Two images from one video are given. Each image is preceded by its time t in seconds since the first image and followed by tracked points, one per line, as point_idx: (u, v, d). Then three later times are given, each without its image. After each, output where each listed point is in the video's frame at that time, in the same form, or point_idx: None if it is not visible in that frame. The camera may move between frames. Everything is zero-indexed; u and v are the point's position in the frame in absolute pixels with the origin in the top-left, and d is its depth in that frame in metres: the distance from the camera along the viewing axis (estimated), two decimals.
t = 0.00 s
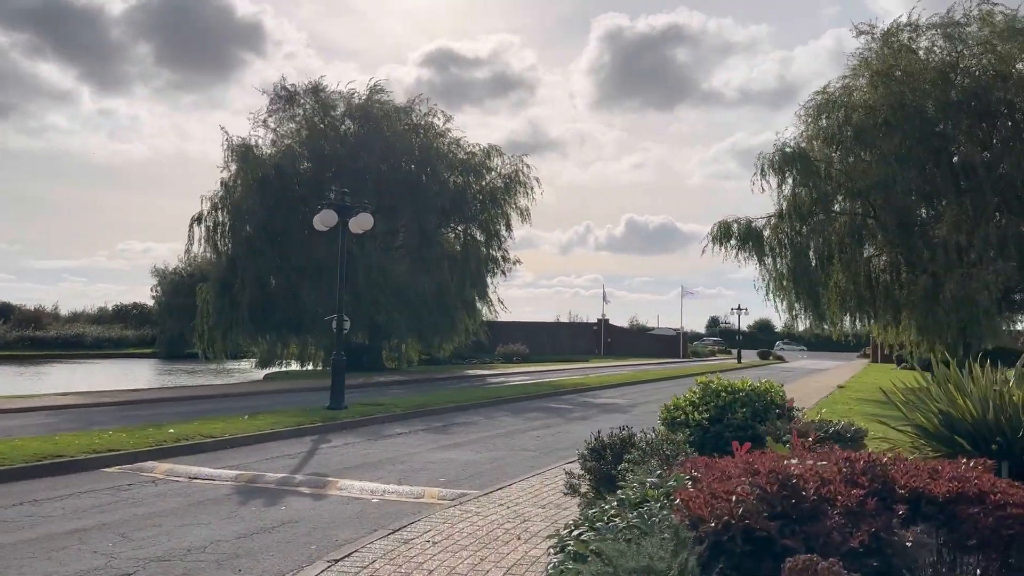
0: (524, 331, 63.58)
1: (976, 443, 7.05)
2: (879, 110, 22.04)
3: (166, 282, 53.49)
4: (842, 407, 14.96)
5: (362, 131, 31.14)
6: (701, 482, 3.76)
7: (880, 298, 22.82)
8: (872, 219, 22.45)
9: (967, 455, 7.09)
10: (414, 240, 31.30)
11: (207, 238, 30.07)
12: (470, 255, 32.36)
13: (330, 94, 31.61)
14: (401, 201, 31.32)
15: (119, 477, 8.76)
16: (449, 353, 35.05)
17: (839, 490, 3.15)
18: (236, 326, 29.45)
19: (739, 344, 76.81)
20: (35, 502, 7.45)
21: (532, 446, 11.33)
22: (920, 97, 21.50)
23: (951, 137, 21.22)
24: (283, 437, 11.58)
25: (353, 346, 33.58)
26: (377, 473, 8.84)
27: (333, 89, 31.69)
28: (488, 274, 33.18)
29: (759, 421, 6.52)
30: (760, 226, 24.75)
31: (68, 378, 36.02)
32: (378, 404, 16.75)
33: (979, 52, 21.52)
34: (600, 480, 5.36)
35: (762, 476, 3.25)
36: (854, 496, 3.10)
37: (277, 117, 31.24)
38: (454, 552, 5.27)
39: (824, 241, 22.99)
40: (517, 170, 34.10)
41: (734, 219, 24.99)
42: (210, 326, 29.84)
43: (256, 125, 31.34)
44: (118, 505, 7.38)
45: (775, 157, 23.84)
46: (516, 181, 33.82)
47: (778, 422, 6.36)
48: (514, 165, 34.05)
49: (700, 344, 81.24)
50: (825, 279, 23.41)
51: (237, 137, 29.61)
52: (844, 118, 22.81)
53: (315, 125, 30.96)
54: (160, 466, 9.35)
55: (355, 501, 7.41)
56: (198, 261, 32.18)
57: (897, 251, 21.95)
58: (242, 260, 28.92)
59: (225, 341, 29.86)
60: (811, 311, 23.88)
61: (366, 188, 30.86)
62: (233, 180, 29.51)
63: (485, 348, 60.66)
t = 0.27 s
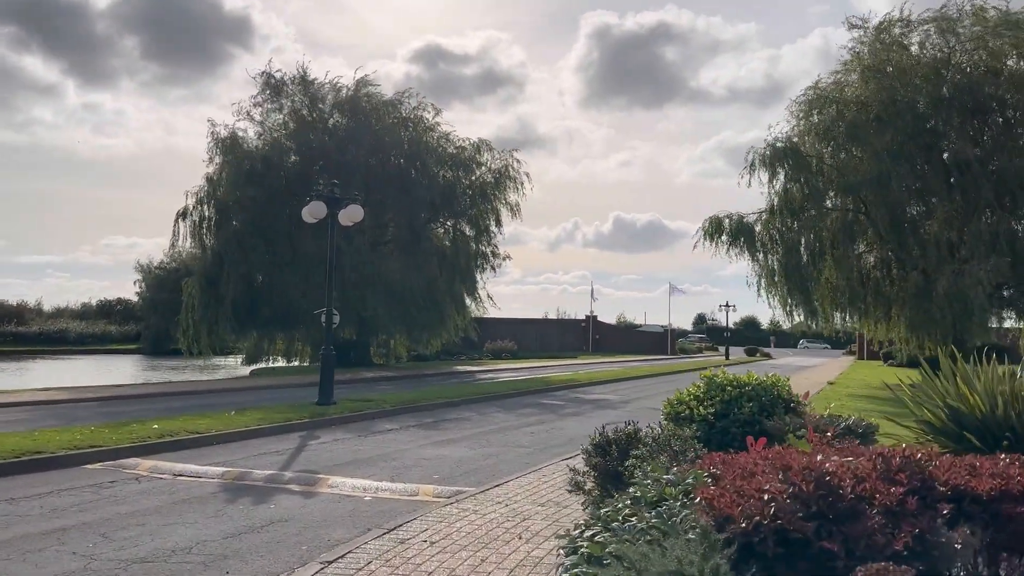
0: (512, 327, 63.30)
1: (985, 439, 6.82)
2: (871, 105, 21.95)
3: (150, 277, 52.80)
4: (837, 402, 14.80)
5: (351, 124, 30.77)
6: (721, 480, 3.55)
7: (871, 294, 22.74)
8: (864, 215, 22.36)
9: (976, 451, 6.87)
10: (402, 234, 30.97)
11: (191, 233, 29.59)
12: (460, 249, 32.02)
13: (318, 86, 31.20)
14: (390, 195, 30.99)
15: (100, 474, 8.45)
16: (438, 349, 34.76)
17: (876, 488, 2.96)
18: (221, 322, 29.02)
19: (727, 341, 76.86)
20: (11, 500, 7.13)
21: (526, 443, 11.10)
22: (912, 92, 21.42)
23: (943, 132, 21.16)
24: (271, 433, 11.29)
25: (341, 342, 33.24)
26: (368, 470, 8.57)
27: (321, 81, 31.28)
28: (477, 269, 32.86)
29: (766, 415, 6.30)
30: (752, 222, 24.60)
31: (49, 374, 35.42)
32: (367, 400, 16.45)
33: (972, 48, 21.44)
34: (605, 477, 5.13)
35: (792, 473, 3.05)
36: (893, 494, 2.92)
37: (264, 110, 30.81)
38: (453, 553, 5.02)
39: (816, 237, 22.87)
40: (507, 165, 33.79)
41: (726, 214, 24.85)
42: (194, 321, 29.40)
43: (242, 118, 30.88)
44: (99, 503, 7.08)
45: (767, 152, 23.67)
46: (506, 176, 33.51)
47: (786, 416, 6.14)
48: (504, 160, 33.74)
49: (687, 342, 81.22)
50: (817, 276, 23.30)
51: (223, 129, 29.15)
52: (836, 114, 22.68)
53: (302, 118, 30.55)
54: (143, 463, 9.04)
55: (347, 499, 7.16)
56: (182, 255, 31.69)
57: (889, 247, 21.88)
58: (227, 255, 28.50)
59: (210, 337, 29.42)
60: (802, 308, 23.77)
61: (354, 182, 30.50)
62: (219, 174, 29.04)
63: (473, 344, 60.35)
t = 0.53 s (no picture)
0: (496, 326, 63.08)
1: (984, 443, 6.57)
2: (858, 106, 21.88)
3: (130, 274, 52.10)
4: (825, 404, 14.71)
5: (335, 120, 30.40)
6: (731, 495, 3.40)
7: (857, 295, 22.70)
8: (850, 216, 22.30)
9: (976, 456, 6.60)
10: (386, 232, 30.65)
11: (171, 230, 29.12)
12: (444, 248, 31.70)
13: (302, 81, 30.80)
14: (375, 193, 30.65)
15: (74, 480, 8.15)
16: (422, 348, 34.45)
17: (902, 508, 2.80)
18: (202, 321, 28.58)
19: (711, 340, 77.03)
20: None
21: (514, 446, 10.89)
22: (899, 93, 21.38)
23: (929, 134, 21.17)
24: (252, 436, 11.01)
25: (324, 340, 32.88)
26: (352, 475, 8.32)
27: (306, 76, 30.88)
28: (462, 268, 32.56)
29: (765, 421, 6.11)
30: (738, 221, 24.52)
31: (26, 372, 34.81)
32: (351, 400, 16.17)
33: (958, 49, 21.42)
34: (601, 488, 4.93)
35: (813, 491, 2.90)
36: (921, 514, 2.78)
37: (247, 105, 30.39)
38: (443, 567, 4.81)
39: (802, 238, 22.81)
40: (493, 163, 33.54)
41: (713, 214, 24.76)
42: (174, 319, 28.94)
43: (224, 113, 30.43)
44: (72, 511, 6.80)
45: (754, 151, 23.57)
46: (491, 174, 33.27)
47: (785, 423, 5.95)
48: (490, 158, 33.49)
49: (671, 341, 81.36)
50: (803, 276, 23.24)
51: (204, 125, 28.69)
52: (823, 114, 22.62)
53: (285, 114, 30.12)
54: (119, 468, 8.75)
55: (330, 507, 6.91)
56: (162, 253, 31.20)
57: (875, 248, 21.85)
58: (208, 253, 28.05)
59: (190, 336, 28.98)
60: (788, 308, 23.73)
61: (337, 179, 30.13)
62: (199, 171, 28.58)
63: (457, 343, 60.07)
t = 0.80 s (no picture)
0: (479, 324, 62.80)
1: (979, 443, 6.37)
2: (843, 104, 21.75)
3: (107, 270, 51.30)
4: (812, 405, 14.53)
5: (316, 115, 29.99)
6: (732, 503, 3.18)
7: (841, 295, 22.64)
8: (835, 215, 22.22)
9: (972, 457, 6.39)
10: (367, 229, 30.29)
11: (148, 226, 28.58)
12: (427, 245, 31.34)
13: (283, 74, 30.34)
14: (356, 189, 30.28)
15: (37, 481, 7.79)
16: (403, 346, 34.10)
17: (922, 516, 2.59)
18: (179, 318, 28.07)
19: (693, 340, 77.16)
20: None
21: (497, 446, 10.62)
22: (884, 92, 21.36)
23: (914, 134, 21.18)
24: (226, 435, 10.66)
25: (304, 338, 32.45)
26: (329, 476, 8.02)
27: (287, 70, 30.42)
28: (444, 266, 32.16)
29: (757, 421, 5.89)
30: (722, 220, 24.40)
31: None
32: (330, 399, 15.83)
33: (942, 47, 21.41)
34: (589, 490, 4.70)
35: (824, 499, 2.69)
36: (941, 524, 2.57)
37: (226, 98, 29.89)
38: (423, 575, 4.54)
39: (786, 237, 22.73)
40: (476, 160, 33.24)
41: (697, 212, 24.64)
42: (150, 316, 28.39)
43: (203, 107, 29.92)
44: (32, 514, 6.47)
45: (739, 150, 23.45)
46: (475, 171, 32.96)
47: (778, 422, 5.73)
48: (473, 155, 33.17)
49: (653, 340, 81.50)
50: (787, 275, 23.10)
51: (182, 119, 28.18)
52: (808, 113, 22.54)
53: (265, 108, 29.65)
54: (85, 469, 8.39)
55: (304, 510, 6.62)
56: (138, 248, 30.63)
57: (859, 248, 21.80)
58: (185, 249, 27.53)
59: (167, 333, 28.45)
60: (771, 306, 23.64)
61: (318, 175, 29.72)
62: (176, 165, 28.06)
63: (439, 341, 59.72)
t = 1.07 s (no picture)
0: (458, 325, 62.47)
1: (975, 451, 5.76)
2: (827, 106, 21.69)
3: (79, 269, 50.39)
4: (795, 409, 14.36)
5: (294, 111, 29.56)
6: (743, 525, 2.95)
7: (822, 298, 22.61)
8: (817, 217, 22.20)
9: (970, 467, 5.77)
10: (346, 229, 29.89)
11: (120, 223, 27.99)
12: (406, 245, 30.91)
13: (261, 70, 29.86)
14: (336, 189, 29.90)
15: None
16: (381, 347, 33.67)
17: (962, 544, 2.35)
18: (152, 317, 27.50)
19: (672, 342, 77.32)
20: None
21: (478, 452, 10.35)
22: (868, 95, 21.38)
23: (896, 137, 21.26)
24: (197, 441, 10.29)
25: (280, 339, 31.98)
26: (304, 485, 7.69)
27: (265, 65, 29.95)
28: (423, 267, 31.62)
29: (751, 431, 5.65)
30: (704, 221, 24.31)
31: None
32: (307, 402, 15.46)
33: (925, 49, 21.50)
34: (580, 504, 4.42)
35: (849, 523, 2.45)
36: (980, 552, 2.33)
37: (202, 94, 29.37)
38: None
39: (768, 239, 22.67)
40: (457, 160, 32.92)
41: (679, 214, 24.54)
42: (122, 316, 27.79)
43: (179, 103, 29.37)
44: None
45: (721, 152, 23.37)
46: (455, 171, 32.64)
47: (774, 432, 5.48)
48: (453, 154, 32.85)
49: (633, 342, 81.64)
50: (769, 277, 23.02)
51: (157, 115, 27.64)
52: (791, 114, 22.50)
53: (241, 105, 29.16)
54: (46, 476, 8.01)
55: (278, 522, 6.30)
56: (110, 246, 29.99)
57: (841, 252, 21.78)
58: (159, 247, 26.97)
59: (139, 334, 27.87)
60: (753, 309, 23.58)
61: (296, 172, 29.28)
62: (150, 162, 27.49)
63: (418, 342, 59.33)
